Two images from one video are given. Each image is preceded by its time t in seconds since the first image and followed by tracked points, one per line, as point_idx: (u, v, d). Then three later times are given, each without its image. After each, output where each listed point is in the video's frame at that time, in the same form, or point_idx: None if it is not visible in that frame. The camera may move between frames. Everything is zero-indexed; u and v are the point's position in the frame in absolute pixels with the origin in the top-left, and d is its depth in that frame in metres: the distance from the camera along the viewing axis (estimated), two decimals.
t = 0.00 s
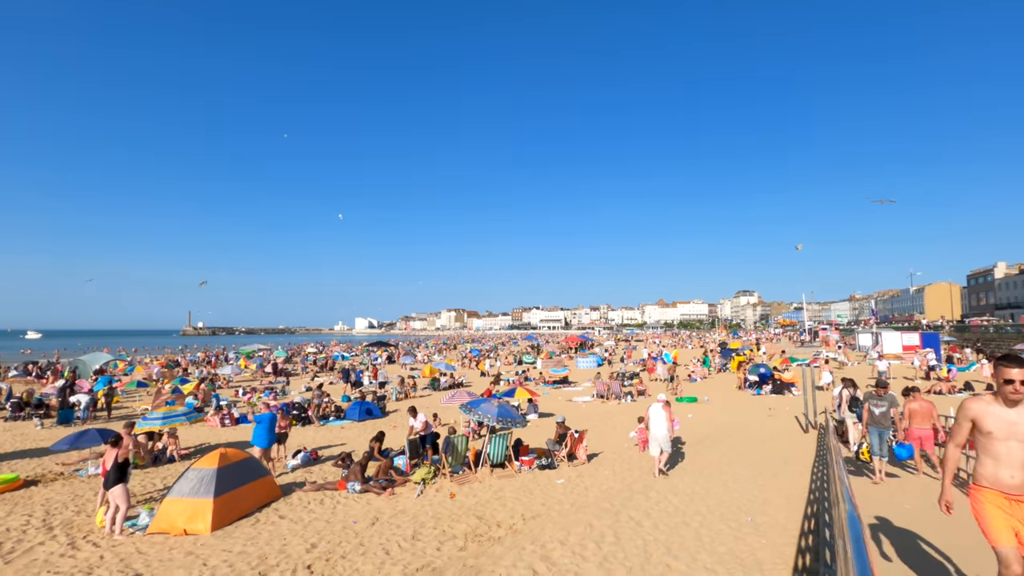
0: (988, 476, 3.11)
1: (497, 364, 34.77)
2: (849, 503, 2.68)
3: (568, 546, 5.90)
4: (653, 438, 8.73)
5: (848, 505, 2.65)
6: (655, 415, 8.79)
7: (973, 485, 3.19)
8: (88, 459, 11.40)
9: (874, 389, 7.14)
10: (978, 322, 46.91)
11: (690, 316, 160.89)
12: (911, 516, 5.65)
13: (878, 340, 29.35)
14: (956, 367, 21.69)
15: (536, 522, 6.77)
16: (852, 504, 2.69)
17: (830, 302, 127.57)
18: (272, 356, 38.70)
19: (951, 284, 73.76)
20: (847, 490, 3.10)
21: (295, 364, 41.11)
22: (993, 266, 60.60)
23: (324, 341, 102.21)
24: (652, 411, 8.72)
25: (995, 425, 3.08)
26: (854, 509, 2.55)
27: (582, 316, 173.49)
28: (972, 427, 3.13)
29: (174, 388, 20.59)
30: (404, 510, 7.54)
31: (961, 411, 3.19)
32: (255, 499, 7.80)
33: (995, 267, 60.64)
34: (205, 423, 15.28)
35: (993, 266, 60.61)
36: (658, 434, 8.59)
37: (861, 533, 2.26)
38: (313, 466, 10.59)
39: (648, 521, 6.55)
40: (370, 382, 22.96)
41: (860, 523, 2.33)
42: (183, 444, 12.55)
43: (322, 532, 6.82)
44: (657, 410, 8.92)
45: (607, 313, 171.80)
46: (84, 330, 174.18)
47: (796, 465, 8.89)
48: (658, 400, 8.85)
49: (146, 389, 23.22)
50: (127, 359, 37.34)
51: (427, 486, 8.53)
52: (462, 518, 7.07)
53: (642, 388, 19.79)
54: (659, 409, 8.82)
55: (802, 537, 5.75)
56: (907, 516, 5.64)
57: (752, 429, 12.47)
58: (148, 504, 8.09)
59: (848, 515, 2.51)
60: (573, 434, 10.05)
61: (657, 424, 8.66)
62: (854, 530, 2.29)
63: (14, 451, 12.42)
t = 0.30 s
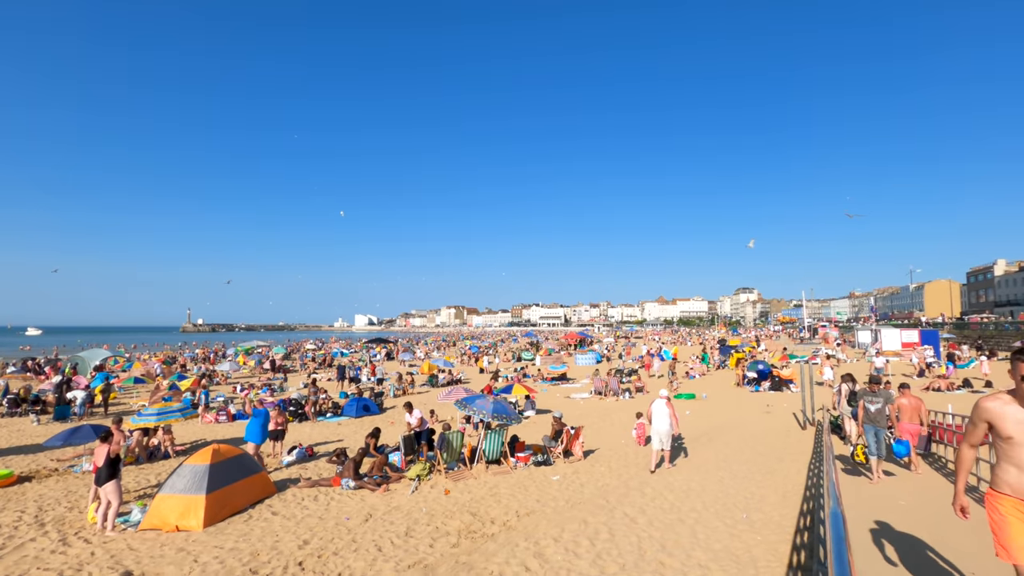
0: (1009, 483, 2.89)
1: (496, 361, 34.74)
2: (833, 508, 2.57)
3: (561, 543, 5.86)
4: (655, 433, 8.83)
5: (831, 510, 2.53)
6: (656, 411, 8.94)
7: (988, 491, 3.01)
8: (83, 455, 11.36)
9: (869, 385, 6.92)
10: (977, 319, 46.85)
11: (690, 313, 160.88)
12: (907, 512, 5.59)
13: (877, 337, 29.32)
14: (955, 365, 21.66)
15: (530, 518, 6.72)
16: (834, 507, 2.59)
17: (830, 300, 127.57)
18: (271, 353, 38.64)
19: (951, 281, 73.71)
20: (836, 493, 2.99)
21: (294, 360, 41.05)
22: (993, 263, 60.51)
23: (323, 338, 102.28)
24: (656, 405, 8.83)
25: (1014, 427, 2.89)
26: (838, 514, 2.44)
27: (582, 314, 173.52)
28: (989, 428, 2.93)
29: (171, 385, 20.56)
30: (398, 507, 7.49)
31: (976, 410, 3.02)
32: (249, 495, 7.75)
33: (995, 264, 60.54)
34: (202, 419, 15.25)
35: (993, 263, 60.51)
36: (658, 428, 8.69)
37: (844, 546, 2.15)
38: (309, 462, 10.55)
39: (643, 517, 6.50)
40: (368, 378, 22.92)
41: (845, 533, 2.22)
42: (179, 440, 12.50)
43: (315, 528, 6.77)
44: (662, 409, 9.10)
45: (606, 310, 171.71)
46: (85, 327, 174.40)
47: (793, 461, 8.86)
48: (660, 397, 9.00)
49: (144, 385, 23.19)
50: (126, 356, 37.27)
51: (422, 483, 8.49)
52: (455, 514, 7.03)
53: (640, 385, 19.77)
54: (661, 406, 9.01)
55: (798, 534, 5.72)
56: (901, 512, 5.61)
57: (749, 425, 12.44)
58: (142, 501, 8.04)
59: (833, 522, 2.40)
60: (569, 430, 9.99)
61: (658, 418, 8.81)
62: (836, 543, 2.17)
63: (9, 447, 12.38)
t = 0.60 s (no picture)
0: None
1: (499, 355, 34.72)
2: (831, 521, 2.30)
3: (560, 538, 5.80)
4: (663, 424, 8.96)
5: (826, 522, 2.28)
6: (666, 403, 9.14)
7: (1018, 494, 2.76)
8: (87, 449, 11.40)
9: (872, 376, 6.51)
10: (985, 314, 46.44)
11: (695, 308, 160.37)
12: (913, 508, 5.49)
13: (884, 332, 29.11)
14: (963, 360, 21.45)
15: (530, 513, 6.67)
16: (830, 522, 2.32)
17: (836, 294, 126.82)
18: (276, 348, 38.74)
19: (960, 275, 73.08)
20: (833, 490, 2.90)
21: (299, 354, 41.21)
22: (1002, 257, 59.92)
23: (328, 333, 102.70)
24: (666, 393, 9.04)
25: None
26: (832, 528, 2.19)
27: (587, 308, 173.28)
28: (1022, 421, 2.59)
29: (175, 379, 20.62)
30: (398, 501, 7.46)
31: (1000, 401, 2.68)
32: (248, 489, 7.74)
33: (1004, 258, 59.94)
34: (205, 413, 15.30)
35: (1002, 257, 59.92)
36: (671, 418, 8.88)
37: (838, 572, 1.89)
38: (310, 456, 10.55)
39: (644, 512, 6.44)
40: (371, 373, 22.94)
41: (838, 546, 2.03)
42: (182, 434, 12.53)
43: (314, 522, 6.74)
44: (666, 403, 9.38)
45: (611, 305, 171.45)
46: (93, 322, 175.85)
47: (797, 456, 8.78)
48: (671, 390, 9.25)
49: (149, 379, 23.31)
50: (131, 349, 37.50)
51: (422, 477, 8.46)
52: (455, 508, 6.99)
53: (644, 379, 19.69)
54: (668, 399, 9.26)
55: (801, 529, 5.63)
56: (907, 507, 5.51)
57: (753, 420, 12.36)
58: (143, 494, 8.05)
59: (827, 529, 2.22)
60: (571, 424, 9.94)
61: (668, 410, 9.01)
62: (830, 568, 1.91)
63: (13, 440, 12.44)
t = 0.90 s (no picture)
0: None
1: (502, 354, 34.67)
2: (825, 542, 2.11)
3: (559, 539, 5.71)
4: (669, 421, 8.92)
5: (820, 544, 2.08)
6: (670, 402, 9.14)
7: None
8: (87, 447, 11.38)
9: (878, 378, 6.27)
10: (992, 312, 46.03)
11: (699, 306, 159.89)
12: (917, 508, 5.37)
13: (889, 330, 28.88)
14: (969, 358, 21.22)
15: (528, 513, 6.59)
16: (824, 542, 2.14)
17: (841, 292, 126.20)
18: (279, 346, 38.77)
19: (966, 273, 72.56)
20: (832, 491, 2.83)
21: (302, 353, 41.23)
22: (1008, 254, 59.46)
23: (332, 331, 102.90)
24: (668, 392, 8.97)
25: None
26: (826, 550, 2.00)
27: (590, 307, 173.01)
28: None
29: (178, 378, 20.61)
30: (396, 500, 7.39)
31: None
32: (245, 488, 7.69)
33: (1011, 255, 59.47)
34: (206, 412, 15.29)
35: (1008, 254, 59.46)
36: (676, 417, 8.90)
37: None
38: (310, 455, 10.50)
39: (644, 513, 6.34)
40: (373, 371, 22.90)
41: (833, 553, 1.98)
42: (182, 434, 12.50)
43: (310, 522, 6.68)
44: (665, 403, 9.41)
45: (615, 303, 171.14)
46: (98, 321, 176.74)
47: (800, 456, 8.67)
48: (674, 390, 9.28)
49: (152, 378, 23.32)
50: (136, 348, 37.60)
51: (421, 477, 8.39)
52: (453, 508, 6.91)
53: (647, 378, 19.57)
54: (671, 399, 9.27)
55: (803, 530, 5.53)
56: (912, 508, 5.40)
57: (757, 419, 12.24)
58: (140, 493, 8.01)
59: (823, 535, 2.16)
60: (571, 423, 9.86)
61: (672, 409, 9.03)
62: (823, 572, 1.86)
63: (14, 440, 12.43)
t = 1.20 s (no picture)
0: None
1: (500, 352, 34.61)
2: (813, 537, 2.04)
3: (551, 540, 5.63)
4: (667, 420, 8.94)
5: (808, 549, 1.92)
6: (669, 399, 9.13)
7: None
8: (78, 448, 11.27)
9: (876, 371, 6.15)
10: (990, 309, 46.07)
11: (698, 304, 160.04)
12: (915, 509, 5.28)
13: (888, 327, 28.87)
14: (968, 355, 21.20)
15: (522, 514, 6.51)
16: (811, 561, 1.87)
17: (840, 290, 126.28)
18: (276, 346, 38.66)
19: (964, 270, 72.60)
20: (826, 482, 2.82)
21: (299, 352, 41.13)
22: (1006, 252, 59.52)
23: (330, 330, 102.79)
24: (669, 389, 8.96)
25: None
26: (813, 572, 1.73)
27: (589, 305, 173.30)
28: None
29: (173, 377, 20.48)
30: (388, 501, 7.30)
31: None
32: (236, 489, 7.60)
33: (1009, 253, 59.54)
34: (201, 412, 15.19)
35: (1006, 252, 59.53)
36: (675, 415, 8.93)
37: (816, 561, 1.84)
38: (303, 455, 10.41)
39: (639, 513, 6.25)
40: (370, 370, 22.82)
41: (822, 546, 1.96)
42: (175, 434, 12.39)
43: (301, 524, 6.59)
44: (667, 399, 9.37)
45: (614, 301, 171.35)
46: (96, 321, 176.48)
47: (798, 455, 8.59)
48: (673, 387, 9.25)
49: (148, 377, 23.21)
50: (133, 348, 37.53)
51: (415, 477, 8.30)
52: (445, 509, 6.83)
53: (644, 376, 19.50)
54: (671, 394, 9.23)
55: (800, 531, 5.44)
56: (909, 508, 5.31)
57: (754, 417, 12.16)
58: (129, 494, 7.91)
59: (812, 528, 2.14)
60: (567, 422, 9.77)
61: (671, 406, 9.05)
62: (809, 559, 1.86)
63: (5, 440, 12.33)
